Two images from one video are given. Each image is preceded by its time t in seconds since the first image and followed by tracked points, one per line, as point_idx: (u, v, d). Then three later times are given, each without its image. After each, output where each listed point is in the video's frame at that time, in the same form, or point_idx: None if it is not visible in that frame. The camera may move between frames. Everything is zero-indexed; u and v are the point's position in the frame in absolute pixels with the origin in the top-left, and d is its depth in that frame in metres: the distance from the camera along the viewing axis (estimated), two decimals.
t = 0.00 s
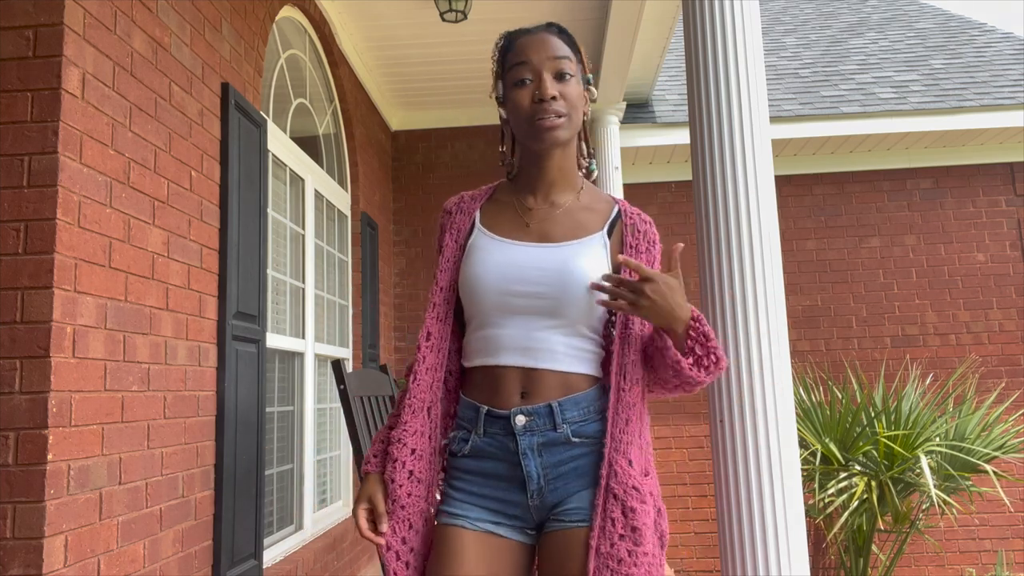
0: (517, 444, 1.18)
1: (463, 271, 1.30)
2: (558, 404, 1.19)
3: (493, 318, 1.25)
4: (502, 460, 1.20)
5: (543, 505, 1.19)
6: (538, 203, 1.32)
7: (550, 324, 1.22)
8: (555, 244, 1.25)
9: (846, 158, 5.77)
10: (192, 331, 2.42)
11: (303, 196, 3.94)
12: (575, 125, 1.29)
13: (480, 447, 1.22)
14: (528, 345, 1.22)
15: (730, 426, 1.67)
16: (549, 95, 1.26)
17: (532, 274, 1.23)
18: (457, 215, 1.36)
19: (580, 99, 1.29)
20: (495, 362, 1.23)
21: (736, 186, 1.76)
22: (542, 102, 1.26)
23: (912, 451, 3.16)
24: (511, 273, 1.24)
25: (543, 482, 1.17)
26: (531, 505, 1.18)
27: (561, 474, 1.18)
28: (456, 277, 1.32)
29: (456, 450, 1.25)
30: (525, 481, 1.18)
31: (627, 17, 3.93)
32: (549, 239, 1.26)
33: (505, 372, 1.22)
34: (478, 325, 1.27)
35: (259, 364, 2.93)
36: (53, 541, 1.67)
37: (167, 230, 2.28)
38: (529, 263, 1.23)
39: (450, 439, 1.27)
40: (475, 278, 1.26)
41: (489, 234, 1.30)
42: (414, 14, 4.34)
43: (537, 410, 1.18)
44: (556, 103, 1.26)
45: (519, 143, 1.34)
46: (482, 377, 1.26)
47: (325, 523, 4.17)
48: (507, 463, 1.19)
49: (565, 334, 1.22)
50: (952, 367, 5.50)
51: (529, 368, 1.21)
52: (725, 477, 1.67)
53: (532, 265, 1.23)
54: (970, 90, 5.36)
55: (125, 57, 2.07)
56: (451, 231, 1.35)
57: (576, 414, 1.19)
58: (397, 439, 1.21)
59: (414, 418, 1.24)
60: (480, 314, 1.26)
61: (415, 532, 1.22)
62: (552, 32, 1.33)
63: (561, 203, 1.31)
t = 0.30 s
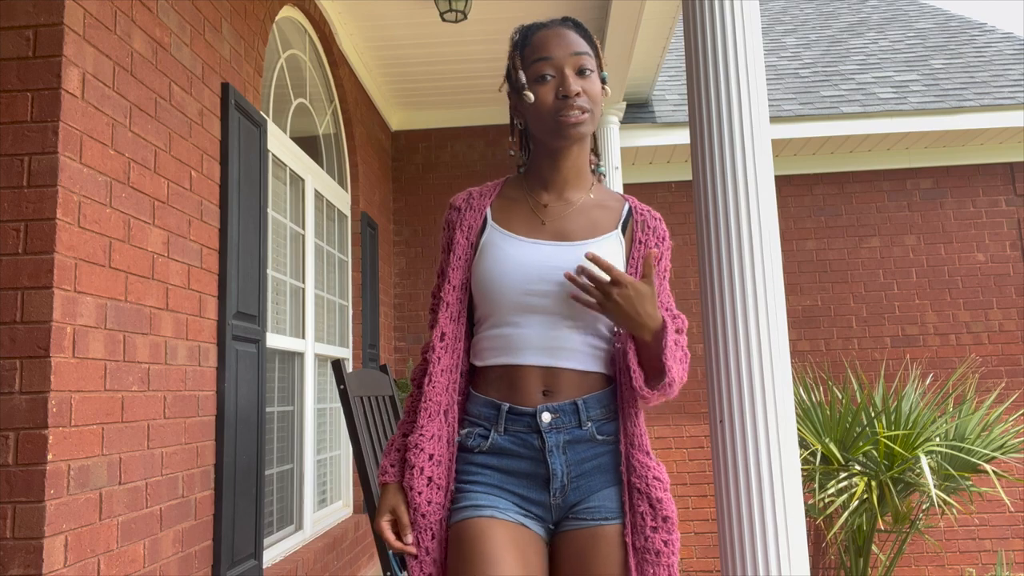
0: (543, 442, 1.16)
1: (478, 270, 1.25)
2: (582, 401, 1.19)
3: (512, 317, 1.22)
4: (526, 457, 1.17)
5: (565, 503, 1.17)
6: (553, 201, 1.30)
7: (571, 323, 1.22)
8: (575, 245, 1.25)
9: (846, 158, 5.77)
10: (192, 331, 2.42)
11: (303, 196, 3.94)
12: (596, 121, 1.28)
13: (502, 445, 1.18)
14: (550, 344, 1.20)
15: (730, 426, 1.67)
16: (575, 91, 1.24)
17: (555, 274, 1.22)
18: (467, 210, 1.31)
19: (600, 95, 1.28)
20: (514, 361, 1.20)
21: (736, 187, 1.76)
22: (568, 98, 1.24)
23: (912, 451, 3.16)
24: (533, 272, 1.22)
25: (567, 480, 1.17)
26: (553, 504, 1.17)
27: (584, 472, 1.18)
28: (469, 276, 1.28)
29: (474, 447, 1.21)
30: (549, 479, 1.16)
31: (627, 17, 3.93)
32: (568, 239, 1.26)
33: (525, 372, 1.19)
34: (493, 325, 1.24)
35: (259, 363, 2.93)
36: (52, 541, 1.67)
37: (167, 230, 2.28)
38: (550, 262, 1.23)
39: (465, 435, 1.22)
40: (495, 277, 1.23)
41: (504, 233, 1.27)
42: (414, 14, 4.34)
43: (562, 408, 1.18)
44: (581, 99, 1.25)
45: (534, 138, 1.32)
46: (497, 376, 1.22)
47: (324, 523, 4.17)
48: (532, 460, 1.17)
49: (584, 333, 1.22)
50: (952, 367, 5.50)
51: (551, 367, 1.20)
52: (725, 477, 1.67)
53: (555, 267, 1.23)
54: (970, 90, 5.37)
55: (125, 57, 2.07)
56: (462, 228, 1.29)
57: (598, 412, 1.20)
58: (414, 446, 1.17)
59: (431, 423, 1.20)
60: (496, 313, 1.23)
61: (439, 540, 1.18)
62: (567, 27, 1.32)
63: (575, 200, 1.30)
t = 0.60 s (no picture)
0: (554, 443, 1.16)
1: (485, 267, 1.22)
2: (589, 400, 1.20)
3: (520, 319, 1.20)
4: (537, 458, 1.17)
5: (577, 502, 1.18)
6: (559, 200, 1.29)
7: (578, 326, 1.22)
8: (584, 246, 1.23)
9: (846, 158, 5.77)
10: (192, 331, 2.42)
11: (303, 196, 3.94)
12: (598, 121, 1.28)
13: (512, 447, 1.17)
14: (558, 348, 1.20)
15: (730, 426, 1.67)
16: (577, 91, 1.24)
17: (566, 276, 1.20)
18: (470, 204, 1.26)
19: (602, 94, 1.28)
20: (521, 364, 1.19)
21: (737, 187, 1.76)
22: (571, 98, 1.24)
23: (912, 451, 3.15)
24: (544, 272, 1.19)
25: (577, 479, 1.17)
26: (564, 503, 1.17)
27: (593, 470, 1.19)
28: (475, 272, 1.23)
29: (481, 450, 1.18)
30: (561, 478, 1.17)
31: (627, 17, 3.93)
32: (574, 240, 1.24)
33: (533, 375, 1.19)
34: (499, 325, 1.22)
35: (259, 363, 2.93)
36: (53, 541, 1.67)
37: (166, 230, 2.28)
38: (561, 263, 1.20)
39: (470, 439, 1.19)
40: (504, 275, 1.20)
41: (513, 232, 1.23)
42: (414, 14, 4.34)
43: (571, 407, 1.19)
44: (584, 99, 1.25)
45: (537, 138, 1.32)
46: (504, 378, 1.20)
47: (324, 523, 4.17)
48: (542, 461, 1.17)
49: (589, 335, 1.23)
50: (952, 367, 5.50)
51: (558, 371, 1.19)
52: (725, 477, 1.67)
53: (565, 266, 1.20)
54: (970, 90, 5.37)
55: (124, 57, 2.06)
56: (467, 223, 1.24)
57: (604, 410, 1.22)
58: (424, 448, 1.12)
59: (441, 425, 1.15)
60: (503, 314, 1.21)
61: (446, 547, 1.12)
62: (572, 27, 1.31)
63: (578, 201, 1.30)
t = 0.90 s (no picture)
0: (573, 447, 1.17)
1: (497, 265, 1.19)
2: (603, 403, 1.21)
3: (535, 316, 1.19)
4: (555, 462, 1.16)
5: (591, 504, 1.19)
6: (564, 196, 1.29)
7: (590, 322, 1.23)
8: (593, 242, 1.24)
9: (846, 158, 5.77)
10: (192, 331, 2.42)
11: (303, 196, 3.94)
12: (591, 114, 1.27)
13: (531, 451, 1.16)
14: (573, 345, 1.20)
15: (730, 425, 1.67)
16: (562, 87, 1.24)
17: (579, 272, 1.20)
18: (476, 199, 1.22)
19: (594, 88, 1.28)
20: (540, 361, 1.18)
21: (736, 187, 1.76)
22: (558, 95, 1.24)
23: (913, 451, 3.15)
24: (561, 269, 1.19)
25: (593, 483, 1.19)
26: (581, 507, 1.18)
27: (606, 474, 1.20)
28: (484, 268, 1.19)
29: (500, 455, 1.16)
30: (578, 482, 1.17)
31: (627, 17, 3.93)
32: (583, 236, 1.25)
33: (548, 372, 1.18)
34: (514, 323, 1.20)
35: (259, 363, 2.93)
36: (53, 541, 1.67)
37: (167, 230, 2.28)
38: (574, 260, 1.20)
39: (488, 443, 1.16)
40: (519, 271, 1.18)
41: (524, 228, 1.21)
42: (414, 14, 4.33)
43: (588, 411, 1.19)
44: (570, 94, 1.24)
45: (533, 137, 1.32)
46: (519, 378, 1.18)
47: (325, 523, 4.17)
48: (560, 465, 1.16)
49: (598, 330, 1.24)
50: (952, 367, 5.50)
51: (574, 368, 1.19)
52: (725, 477, 1.67)
53: (581, 263, 1.20)
54: (970, 90, 5.37)
55: (125, 57, 2.07)
56: (474, 219, 1.20)
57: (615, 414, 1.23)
58: (440, 451, 1.09)
59: (456, 426, 1.12)
60: (517, 311, 1.19)
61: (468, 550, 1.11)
62: (560, 24, 1.32)
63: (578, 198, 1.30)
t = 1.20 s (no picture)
0: (578, 449, 1.16)
1: (502, 264, 1.19)
2: (609, 404, 1.20)
3: (538, 314, 1.19)
4: (560, 464, 1.15)
5: (599, 507, 1.18)
6: (566, 197, 1.29)
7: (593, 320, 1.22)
8: (596, 240, 1.24)
9: (845, 158, 5.77)
10: (192, 331, 2.42)
11: (303, 195, 3.94)
12: (601, 119, 1.27)
13: (535, 454, 1.15)
14: (576, 344, 1.20)
15: (730, 426, 1.67)
16: (580, 90, 1.23)
17: (581, 271, 1.20)
18: (481, 198, 1.24)
19: (603, 93, 1.28)
20: (543, 361, 1.18)
21: (736, 188, 1.76)
22: (575, 98, 1.23)
23: (912, 451, 3.15)
24: (564, 267, 1.19)
25: (599, 486, 1.17)
26: (587, 509, 1.17)
27: (614, 474, 1.19)
28: (489, 268, 1.20)
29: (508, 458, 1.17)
30: (584, 484, 1.16)
31: (627, 17, 3.93)
32: (585, 234, 1.25)
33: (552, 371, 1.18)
34: (518, 322, 1.19)
35: (259, 363, 2.93)
36: (53, 541, 1.67)
37: (167, 230, 2.28)
38: (577, 258, 1.20)
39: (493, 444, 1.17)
40: (521, 270, 1.18)
41: (525, 226, 1.22)
42: (414, 13, 4.33)
43: (592, 412, 1.18)
44: (586, 98, 1.24)
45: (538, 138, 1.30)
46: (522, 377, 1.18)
47: (324, 523, 4.17)
48: (566, 466, 1.15)
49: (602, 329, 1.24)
50: (952, 367, 5.50)
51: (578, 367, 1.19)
52: (725, 476, 1.67)
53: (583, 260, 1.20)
54: (970, 90, 5.37)
55: (124, 57, 2.07)
56: (481, 217, 1.21)
57: (622, 413, 1.21)
58: (480, 447, 1.11)
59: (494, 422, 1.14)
60: (520, 310, 1.19)
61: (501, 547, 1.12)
62: (567, 27, 1.31)
63: (582, 198, 1.29)
